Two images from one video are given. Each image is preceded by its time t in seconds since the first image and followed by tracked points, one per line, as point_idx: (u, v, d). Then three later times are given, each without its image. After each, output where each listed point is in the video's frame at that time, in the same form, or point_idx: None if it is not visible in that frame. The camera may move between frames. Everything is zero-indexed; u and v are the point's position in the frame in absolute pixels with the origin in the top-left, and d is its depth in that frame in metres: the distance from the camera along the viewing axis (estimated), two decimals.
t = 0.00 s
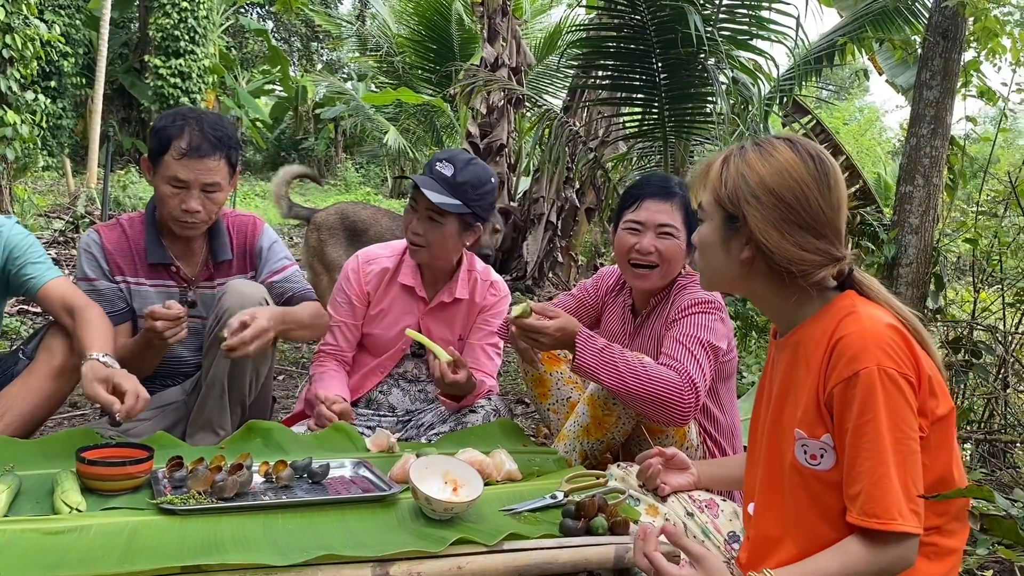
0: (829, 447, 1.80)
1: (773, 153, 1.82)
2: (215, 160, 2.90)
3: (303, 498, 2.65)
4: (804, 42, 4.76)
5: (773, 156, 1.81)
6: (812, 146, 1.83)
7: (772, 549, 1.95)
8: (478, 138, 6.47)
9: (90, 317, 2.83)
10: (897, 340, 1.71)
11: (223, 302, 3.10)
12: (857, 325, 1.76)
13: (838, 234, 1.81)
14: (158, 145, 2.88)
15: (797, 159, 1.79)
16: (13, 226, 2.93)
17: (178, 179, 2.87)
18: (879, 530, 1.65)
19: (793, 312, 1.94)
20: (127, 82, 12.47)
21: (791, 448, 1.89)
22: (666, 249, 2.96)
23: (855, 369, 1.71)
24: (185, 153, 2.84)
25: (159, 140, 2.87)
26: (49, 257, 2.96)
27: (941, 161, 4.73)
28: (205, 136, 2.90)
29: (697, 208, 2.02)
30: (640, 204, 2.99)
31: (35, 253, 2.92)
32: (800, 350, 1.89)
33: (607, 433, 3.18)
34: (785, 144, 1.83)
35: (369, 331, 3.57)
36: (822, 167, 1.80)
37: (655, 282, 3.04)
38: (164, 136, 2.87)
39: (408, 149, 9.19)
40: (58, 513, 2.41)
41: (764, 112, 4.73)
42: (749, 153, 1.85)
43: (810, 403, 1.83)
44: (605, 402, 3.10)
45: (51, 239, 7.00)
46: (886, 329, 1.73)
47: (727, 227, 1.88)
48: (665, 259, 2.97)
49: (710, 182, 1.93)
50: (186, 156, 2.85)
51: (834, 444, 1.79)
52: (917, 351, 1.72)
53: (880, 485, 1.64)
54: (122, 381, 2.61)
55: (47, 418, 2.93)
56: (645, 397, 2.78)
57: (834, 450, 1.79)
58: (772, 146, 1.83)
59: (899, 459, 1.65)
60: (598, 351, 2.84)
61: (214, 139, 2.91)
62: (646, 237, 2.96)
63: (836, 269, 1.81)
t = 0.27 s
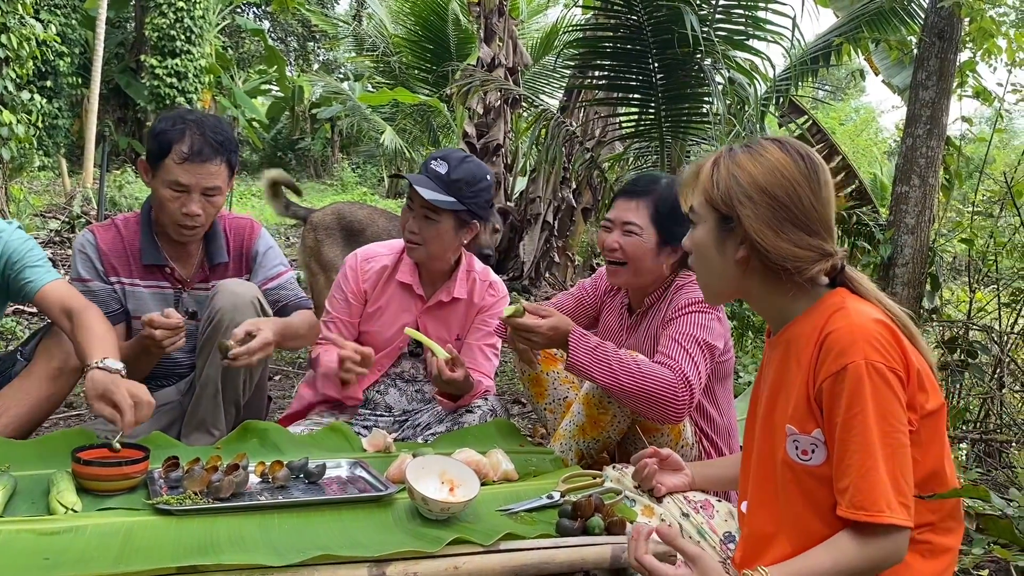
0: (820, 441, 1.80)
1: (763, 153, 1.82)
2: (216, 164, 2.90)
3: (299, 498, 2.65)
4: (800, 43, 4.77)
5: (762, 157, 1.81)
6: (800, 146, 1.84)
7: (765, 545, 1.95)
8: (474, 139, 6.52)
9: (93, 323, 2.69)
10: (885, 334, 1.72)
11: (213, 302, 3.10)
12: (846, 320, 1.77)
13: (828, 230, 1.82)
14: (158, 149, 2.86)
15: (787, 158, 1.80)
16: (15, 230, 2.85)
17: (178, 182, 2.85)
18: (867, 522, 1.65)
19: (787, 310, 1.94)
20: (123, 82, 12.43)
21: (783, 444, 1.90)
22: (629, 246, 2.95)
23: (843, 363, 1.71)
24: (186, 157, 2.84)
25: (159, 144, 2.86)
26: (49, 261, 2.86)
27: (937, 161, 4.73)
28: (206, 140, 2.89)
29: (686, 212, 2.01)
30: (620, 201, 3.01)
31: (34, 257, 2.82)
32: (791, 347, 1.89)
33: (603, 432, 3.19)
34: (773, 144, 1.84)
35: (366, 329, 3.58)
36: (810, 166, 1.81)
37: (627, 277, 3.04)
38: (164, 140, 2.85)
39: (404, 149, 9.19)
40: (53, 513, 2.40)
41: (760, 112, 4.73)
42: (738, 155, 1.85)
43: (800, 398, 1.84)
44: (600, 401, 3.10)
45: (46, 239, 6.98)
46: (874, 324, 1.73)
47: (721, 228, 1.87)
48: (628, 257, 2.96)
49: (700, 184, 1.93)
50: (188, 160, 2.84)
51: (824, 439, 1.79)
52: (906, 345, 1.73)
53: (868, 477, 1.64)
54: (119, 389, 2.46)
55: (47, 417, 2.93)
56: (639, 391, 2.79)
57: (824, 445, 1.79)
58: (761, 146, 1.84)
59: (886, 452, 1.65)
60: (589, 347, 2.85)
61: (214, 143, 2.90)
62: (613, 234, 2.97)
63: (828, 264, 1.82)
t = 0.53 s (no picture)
0: (819, 437, 1.80)
1: (771, 151, 1.82)
2: (219, 167, 2.89)
3: (299, 498, 2.65)
4: (799, 43, 4.77)
5: (770, 154, 1.82)
6: (807, 145, 1.85)
7: (761, 541, 1.95)
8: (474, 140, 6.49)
9: (90, 325, 2.66)
10: (885, 331, 1.72)
11: (214, 302, 3.09)
12: (846, 316, 1.77)
13: (835, 227, 1.83)
14: (161, 151, 2.85)
15: (794, 156, 1.81)
16: (17, 237, 2.83)
17: (181, 184, 2.85)
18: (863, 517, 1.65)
19: (791, 307, 1.94)
20: (122, 82, 12.42)
21: (782, 440, 1.90)
22: (603, 239, 2.99)
23: (842, 358, 1.71)
24: (191, 160, 2.83)
25: (162, 146, 2.85)
26: (49, 267, 2.83)
27: (937, 161, 4.74)
28: (210, 142, 2.88)
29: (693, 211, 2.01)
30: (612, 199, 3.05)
31: (33, 262, 2.80)
32: (791, 343, 1.89)
33: (602, 431, 3.18)
34: (780, 143, 1.84)
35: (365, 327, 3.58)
36: (817, 164, 1.82)
37: (622, 274, 3.06)
38: (168, 142, 2.84)
39: (404, 150, 9.19)
40: (53, 514, 2.40)
41: (759, 112, 4.74)
42: (745, 153, 1.86)
43: (800, 393, 1.84)
44: (598, 400, 3.10)
45: (46, 240, 6.97)
46: (874, 320, 1.74)
47: (730, 225, 1.87)
48: (605, 252, 3.01)
49: (706, 183, 1.93)
50: (192, 162, 2.83)
51: (823, 434, 1.79)
52: (905, 343, 1.73)
53: (865, 472, 1.65)
54: (114, 407, 2.44)
55: (48, 417, 2.93)
56: (635, 394, 2.79)
57: (823, 440, 1.79)
58: (768, 144, 1.85)
59: (884, 447, 1.65)
60: (583, 346, 2.87)
61: (218, 146, 2.90)
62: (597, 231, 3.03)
63: (835, 260, 1.83)
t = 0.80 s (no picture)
0: (828, 436, 1.80)
1: (784, 151, 1.82)
2: (226, 170, 2.89)
3: (301, 500, 2.65)
4: (800, 44, 4.77)
5: (783, 154, 1.82)
6: (820, 145, 1.85)
7: (767, 539, 1.95)
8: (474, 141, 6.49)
9: (91, 333, 2.64)
10: (897, 332, 1.72)
11: (214, 305, 3.09)
12: (858, 316, 1.77)
13: (847, 227, 1.83)
14: (168, 154, 2.83)
15: (807, 155, 1.80)
16: (18, 241, 2.82)
17: (188, 187, 2.84)
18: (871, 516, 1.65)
19: (800, 307, 1.94)
20: (123, 84, 12.42)
21: (791, 439, 1.90)
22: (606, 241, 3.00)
23: (855, 358, 1.71)
24: (198, 163, 2.82)
25: (169, 149, 2.83)
26: (50, 272, 2.81)
27: (938, 162, 4.74)
28: (218, 145, 2.88)
29: (705, 209, 2.02)
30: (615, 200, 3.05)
31: (33, 267, 2.78)
32: (802, 343, 1.89)
33: (603, 429, 3.16)
34: (794, 142, 1.84)
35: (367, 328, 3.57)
36: (830, 163, 1.82)
37: (622, 273, 3.07)
38: (176, 146, 2.83)
39: (405, 151, 9.19)
40: (55, 515, 2.40)
41: (760, 113, 4.74)
42: (759, 152, 1.86)
43: (810, 393, 1.84)
44: (599, 398, 3.09)
45: (47, 241, 6.96)
46: (887, 321, 1.74)
47: (742, 223, 1.88)
48: (609, 253, 3.01)
49: (719, 181, 1.93)
50: (200, 165, 2.83)
51: (833, 434, 1.79)
52: (918, 345, 1.73)
53: (874, 471, 1.64)
54: (106, 422, 2.40)
55: (50, 419, 2.92)
56: (636, 389, 2.79)
57: (833, 440, 1.79)
58: (781, 144, 1.85)
59: (895, 446, 1.65)
60: (583, 343, 2.85)
61: (225, 148, 2.89)
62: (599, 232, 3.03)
63: (846, 261, 1.82)
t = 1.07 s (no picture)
0: (837, 440, 1.80)
1: (795, 151, 1.82)
2: (235, 172, 2.90)
3: (307, 501, 2.66)
4: (804, 46, 4.78)
5: (794, 154, 1.82)
6: (831, 146, 1.85)
7: (772, 541, 1.95)
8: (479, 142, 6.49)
9: (97, 331, 2.63)
10: (909, 336, 1.72)
11: (218, 306, 3.09)
12: (870, 320, 1.77)
13: (858, 230, 1.82)
14: (178, 157, 2.83)
15: (818, 156, 1.80)
16: (22, 244, 2.82)
17: (200, 190, 2.85)
18: (879, 521, 1.65)
19: (809, 309, 1.94)
20: (126, 85, 12.44)
21: (800, 442, 1.90)
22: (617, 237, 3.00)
23: (866, 362, 1.71)
24: (210, 164, 2.84)
25: (177, 151, 2.83)
26: (54, 274, 2.80)
27: (942, 164, 4.74)
28: (227, 148, 2.89)
29: (716, 208, 2.02)
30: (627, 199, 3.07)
31: (37, 269, 2.78)
32: (813, 345, 1.90)
33: (607, 427, 3.16)
34: (806, 143, 1.84)
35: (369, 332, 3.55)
36: (841, 164, 1.81)
37: (628, 271, 3.09)
38: (186, 149, 2.82)
39: (408, 153, 9.20)
40: (63, 517, 2.41)
41: (764, 114, 4.75)
42: (770, 152, 1.86)
43: (820, 396, 1.84)
44: (602, 395, 3.10)
45: (52, 243, 6.98)
46: (898, 325, 1.74)
47: (751, 223, 1.88)
48: (621, 250, 3.01)
49: (729, 181, 1.94)
50: (210, 168, 2.84)
51: (842, 437, 1.79)
52: (929, 350, 1.73)
53: (883, 475, 1.65)
54: (113, 423, 2.41)
55: (55, 420, 2.93)
56: (643, 382, 2.79)
57: (842, 443, 1.79)
58: (792, 144, 1.85)
59: (905, 451, 1.66)
60: (590, 338, 2.85)
61: (234, 151, 2.90)
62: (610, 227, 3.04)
63: (857, 263, 1.82)
